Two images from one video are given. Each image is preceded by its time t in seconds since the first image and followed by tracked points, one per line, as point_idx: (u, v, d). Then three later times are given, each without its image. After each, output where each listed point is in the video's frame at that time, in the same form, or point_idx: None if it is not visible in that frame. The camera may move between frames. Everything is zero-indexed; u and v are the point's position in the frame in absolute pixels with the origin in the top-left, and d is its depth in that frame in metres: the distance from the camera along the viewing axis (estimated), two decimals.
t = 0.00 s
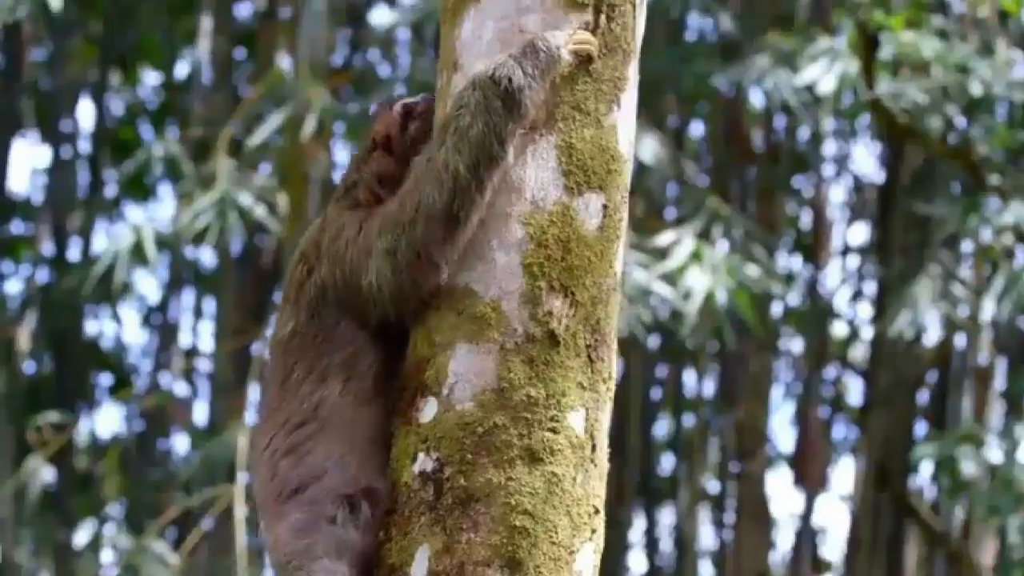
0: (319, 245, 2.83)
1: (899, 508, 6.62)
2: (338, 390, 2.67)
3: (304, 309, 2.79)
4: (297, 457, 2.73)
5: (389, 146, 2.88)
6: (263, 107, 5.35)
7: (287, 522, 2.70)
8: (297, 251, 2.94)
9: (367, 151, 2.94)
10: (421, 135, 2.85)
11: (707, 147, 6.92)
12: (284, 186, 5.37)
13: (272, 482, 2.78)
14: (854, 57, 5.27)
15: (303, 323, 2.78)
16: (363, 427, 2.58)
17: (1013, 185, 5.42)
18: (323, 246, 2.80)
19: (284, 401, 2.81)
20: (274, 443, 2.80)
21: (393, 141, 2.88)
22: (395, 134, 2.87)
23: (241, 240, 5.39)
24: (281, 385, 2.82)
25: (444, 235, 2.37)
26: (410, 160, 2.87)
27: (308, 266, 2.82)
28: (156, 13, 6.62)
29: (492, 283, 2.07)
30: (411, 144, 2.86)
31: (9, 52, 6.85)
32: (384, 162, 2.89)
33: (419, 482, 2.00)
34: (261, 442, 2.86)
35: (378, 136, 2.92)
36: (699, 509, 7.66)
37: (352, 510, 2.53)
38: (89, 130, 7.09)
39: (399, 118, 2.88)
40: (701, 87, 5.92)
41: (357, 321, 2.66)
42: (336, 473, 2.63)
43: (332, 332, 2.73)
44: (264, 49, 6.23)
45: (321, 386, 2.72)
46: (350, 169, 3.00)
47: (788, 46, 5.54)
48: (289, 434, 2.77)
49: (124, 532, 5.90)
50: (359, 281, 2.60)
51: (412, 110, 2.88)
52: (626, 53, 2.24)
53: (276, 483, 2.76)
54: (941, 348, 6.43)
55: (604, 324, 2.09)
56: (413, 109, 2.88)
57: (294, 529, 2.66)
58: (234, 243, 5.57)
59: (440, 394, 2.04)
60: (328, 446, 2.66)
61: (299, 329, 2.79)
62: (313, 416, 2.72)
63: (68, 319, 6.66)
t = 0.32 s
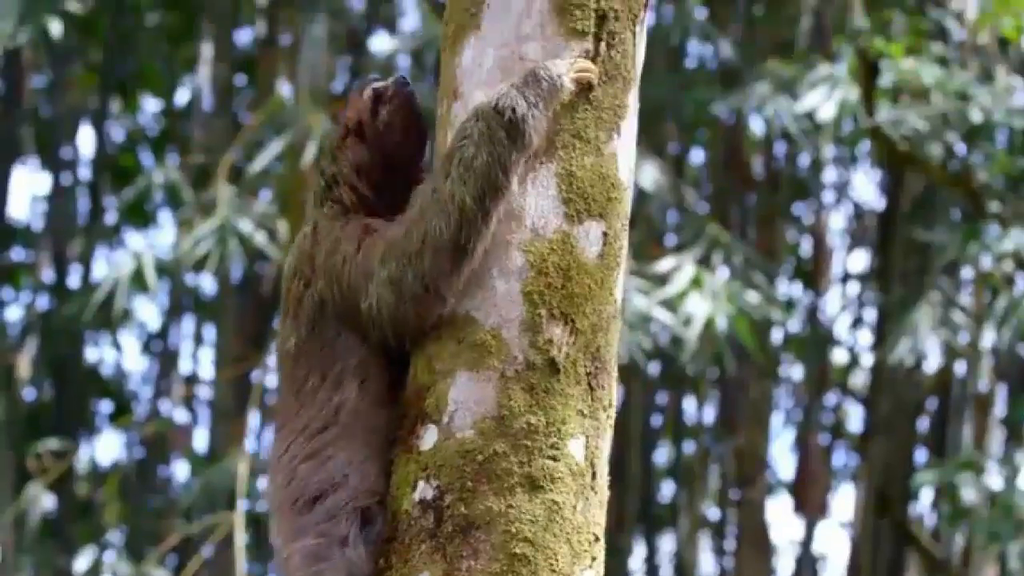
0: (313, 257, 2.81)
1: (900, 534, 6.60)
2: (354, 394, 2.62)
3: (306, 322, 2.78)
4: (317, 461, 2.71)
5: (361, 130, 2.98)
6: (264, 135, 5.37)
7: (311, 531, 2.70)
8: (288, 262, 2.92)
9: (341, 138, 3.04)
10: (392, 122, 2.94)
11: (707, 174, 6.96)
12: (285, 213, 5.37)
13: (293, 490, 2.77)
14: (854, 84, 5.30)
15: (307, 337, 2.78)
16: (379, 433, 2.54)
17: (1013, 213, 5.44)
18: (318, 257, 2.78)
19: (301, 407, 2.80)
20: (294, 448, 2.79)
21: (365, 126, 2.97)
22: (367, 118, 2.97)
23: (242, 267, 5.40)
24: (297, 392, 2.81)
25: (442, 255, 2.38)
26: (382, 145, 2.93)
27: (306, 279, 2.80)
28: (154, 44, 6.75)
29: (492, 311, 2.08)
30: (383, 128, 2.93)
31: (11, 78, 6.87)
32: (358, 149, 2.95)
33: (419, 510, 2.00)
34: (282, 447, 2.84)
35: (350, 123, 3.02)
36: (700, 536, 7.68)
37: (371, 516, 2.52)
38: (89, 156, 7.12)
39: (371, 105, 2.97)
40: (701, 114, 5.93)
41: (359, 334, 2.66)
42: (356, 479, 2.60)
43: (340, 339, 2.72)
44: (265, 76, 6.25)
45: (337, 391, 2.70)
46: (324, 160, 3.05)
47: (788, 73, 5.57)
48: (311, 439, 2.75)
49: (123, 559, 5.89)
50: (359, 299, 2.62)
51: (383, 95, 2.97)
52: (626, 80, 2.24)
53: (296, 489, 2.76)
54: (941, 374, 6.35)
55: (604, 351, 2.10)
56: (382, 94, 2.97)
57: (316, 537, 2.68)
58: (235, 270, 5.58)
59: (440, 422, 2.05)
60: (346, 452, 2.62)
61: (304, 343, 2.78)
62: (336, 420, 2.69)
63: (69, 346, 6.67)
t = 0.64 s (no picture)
0: (311, 278, 2.77)
1: (901, 566, 6.59)
2: (366, 412, 2.59)
3: (309, 345, 2.76)
4: (332, 483, 2.71)
5: (356, 142, 2.94)
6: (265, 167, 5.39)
7: (328, 555, 2.70)
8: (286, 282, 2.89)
9: (333, 151, 2.98)
10: (387, 134, 2.92)
11: (708, 206, 6.94)
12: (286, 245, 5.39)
13: (309, 512, 2.78)
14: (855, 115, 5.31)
15: (312, 361, 2.76)
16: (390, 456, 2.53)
17: (1014, 244, 5.45)
18: (317, 280, 2.75)
19: (314, 429, 2.80)
20: (310, 466, 2.80)
21: (360, 137, 2.94)
22: (361, 129, 2.93)
23: (243, 299, 5.41)
24: (309, 414, 2.81)
25: (446, 281, 2.40)
26: (377, 160, 2.91)
27: (303, 300, 2.78)
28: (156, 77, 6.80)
29: (493, 345, 2.09)
30: (380, 141, 2.92)
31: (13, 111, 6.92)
32: (353, 163, 2.92)
33: (421, 543, 2.01)
34: (298, 468, 2.84)
35: (344, 134, 2.97)
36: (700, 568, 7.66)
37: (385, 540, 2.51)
38: (90, 188, 7.18)
39: (367, 116, 2.95)
40: (702, 145, 5.96)
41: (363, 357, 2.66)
42: (370, 503, 2.60)
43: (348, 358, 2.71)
44: (266, 108, 6.29)
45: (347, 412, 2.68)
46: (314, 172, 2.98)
47: (789, 105, 5.62)
48: (325, 460, 2.75)
49: None
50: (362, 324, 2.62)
51: (380, 107, 2.96)
52: (628, 113, 2.25)
53: (312, 513, 2.77)
54: (942, 407, 6.33)
55: (606, 384, 2.11)
56: (379, 106, 2.96)
57: (330, 564, 2.69)
58: (236, 302, 5.59)
59: (442, 454, 2.05)
60: (361, 474, 2.62)
61: (309, 367, 2.77)
62: (349, 441, 2.66)
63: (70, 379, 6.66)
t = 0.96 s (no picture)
0: (315, 284, 2.78)
1: None
2: (359, 418, 2.65)
3: (312, 353, 2.78)
4: (320, 487, 2.77)
5: (360, 143, 2.92)
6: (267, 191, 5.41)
7: (309, 555, 2.77)
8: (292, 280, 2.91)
9: (338, 149, 2.97)
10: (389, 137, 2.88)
11: (710, 230, 6.95)
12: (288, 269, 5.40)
13: (294, 514, 2.83)
14: (858, 139, 5.33)
15: (313, 370, 2.79)
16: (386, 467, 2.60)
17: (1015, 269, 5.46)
18: (322, 287, 2.75)
19: (305, 434, 2.84)
20: (301, 467, 2.84)
21: (364, 138, 2.91)
22: (367, 129, 2.92)
23: (245, 323, 5.43)
24: (302, 418, 2.84)
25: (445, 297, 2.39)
26: (380, 162, 2.90)
27: (307, 309, 2.79)
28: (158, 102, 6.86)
29: (496, 368, 2.10)
30: (383, 143, 2.89)
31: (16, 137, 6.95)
32: (357, 164, 2.91)
33: (422, 567, 2.02)
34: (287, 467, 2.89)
35: (348, 134, 2.96)
36: None
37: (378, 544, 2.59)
38: (91, 213, 7.21)
39: (372, 117, 2.93)
40: (704, 169, 5.98)
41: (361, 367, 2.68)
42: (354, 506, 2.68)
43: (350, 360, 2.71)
44: (269, 132, 6.32)
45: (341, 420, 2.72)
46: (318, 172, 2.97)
47: (790, 129, 5.65)
48: (314, 463, 2.80)
49: None
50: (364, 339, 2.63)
51: (385, 109, 2.93)
52: (629, 138, 2.26)
53: (298, 516, 2.82)
54: (943, 430, 6.31)
55: (607, 409, 2.11)
56: (386, 107, 2.93)
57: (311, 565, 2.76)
58: (237, 327, 5.60)
59: (444, 479, 2.06)
60: (349, 478, 2.69)
61: (309, 376, 2.80)
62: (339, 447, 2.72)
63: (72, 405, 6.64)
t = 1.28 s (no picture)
0: (326, 272, 2.68)
1: None
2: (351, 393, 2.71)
3: (313, 341, 2.75)
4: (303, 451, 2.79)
5: (381, 122, 2.76)
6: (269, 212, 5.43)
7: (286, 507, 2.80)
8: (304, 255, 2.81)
9: (358, 125, 2.80)
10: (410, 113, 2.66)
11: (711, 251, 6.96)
12: (290, 291, 5.41)
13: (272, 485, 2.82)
14: (859, 161, 5.36)
15: (312, 353, 2.76)
16: (375, 429, 2.66)
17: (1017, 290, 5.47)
18: (331, 278, 2.67)
19: (295, 406, 2.84)
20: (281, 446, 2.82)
21: (385, 118, 2.75)
22: (388, 108, 2.75)
23: (247, 345, 5.44)
24: (294, 395, 2.84)
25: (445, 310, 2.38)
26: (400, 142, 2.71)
27: (314, 297, 2.73)
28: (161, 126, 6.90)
29: (498, 391, 2.10)
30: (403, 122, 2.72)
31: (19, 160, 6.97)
32: (378, 144, 2.75)
33: None
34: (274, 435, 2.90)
35: (369, 110, 2.78)
36: None
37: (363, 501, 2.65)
38: (94, 235, 7.23)
39: (394, 96, 2.74)
40: (705, 192, 6.00)
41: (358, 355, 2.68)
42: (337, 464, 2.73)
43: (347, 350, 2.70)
44: (272, 154, 6.35)
45: (330, 398, 2.75)
46: (337, 149, 2.81)
47: (792, 152, 5.67)
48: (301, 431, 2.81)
49: None
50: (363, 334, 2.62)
51: (407, 86, 2.73)
52: (630, 160, 2.27)
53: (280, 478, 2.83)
54: (946, 452, 6.30)
55: (609, 432, 2.12)
56: (408, 85, 2.73)
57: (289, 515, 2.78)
58: (239, 349, 5.62)
59: (446, 501, 2.06)
60: (332, 441, 2.73)
61: (307, 361, 2.77)
62: (326, 420, 2.74)
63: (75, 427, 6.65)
